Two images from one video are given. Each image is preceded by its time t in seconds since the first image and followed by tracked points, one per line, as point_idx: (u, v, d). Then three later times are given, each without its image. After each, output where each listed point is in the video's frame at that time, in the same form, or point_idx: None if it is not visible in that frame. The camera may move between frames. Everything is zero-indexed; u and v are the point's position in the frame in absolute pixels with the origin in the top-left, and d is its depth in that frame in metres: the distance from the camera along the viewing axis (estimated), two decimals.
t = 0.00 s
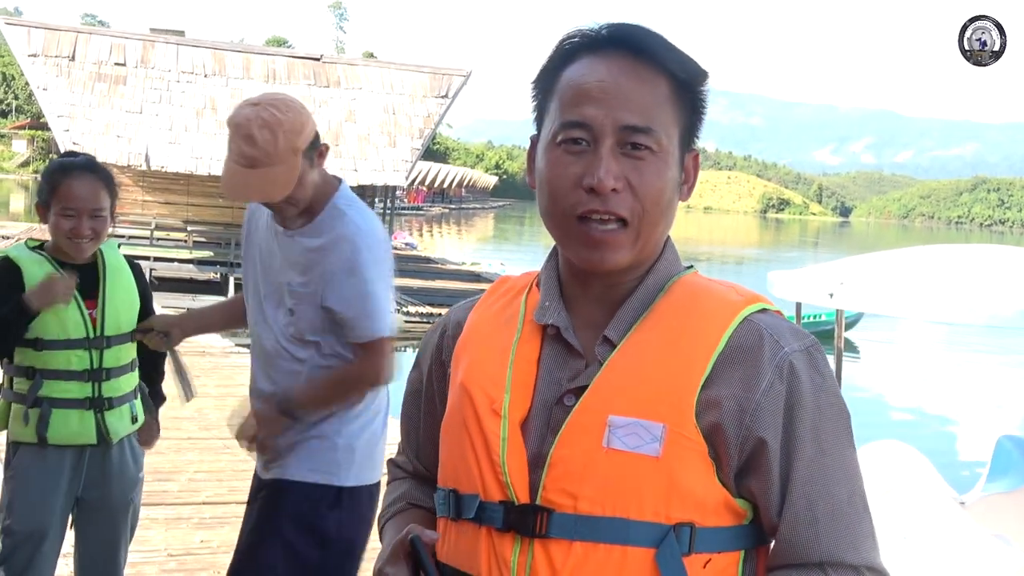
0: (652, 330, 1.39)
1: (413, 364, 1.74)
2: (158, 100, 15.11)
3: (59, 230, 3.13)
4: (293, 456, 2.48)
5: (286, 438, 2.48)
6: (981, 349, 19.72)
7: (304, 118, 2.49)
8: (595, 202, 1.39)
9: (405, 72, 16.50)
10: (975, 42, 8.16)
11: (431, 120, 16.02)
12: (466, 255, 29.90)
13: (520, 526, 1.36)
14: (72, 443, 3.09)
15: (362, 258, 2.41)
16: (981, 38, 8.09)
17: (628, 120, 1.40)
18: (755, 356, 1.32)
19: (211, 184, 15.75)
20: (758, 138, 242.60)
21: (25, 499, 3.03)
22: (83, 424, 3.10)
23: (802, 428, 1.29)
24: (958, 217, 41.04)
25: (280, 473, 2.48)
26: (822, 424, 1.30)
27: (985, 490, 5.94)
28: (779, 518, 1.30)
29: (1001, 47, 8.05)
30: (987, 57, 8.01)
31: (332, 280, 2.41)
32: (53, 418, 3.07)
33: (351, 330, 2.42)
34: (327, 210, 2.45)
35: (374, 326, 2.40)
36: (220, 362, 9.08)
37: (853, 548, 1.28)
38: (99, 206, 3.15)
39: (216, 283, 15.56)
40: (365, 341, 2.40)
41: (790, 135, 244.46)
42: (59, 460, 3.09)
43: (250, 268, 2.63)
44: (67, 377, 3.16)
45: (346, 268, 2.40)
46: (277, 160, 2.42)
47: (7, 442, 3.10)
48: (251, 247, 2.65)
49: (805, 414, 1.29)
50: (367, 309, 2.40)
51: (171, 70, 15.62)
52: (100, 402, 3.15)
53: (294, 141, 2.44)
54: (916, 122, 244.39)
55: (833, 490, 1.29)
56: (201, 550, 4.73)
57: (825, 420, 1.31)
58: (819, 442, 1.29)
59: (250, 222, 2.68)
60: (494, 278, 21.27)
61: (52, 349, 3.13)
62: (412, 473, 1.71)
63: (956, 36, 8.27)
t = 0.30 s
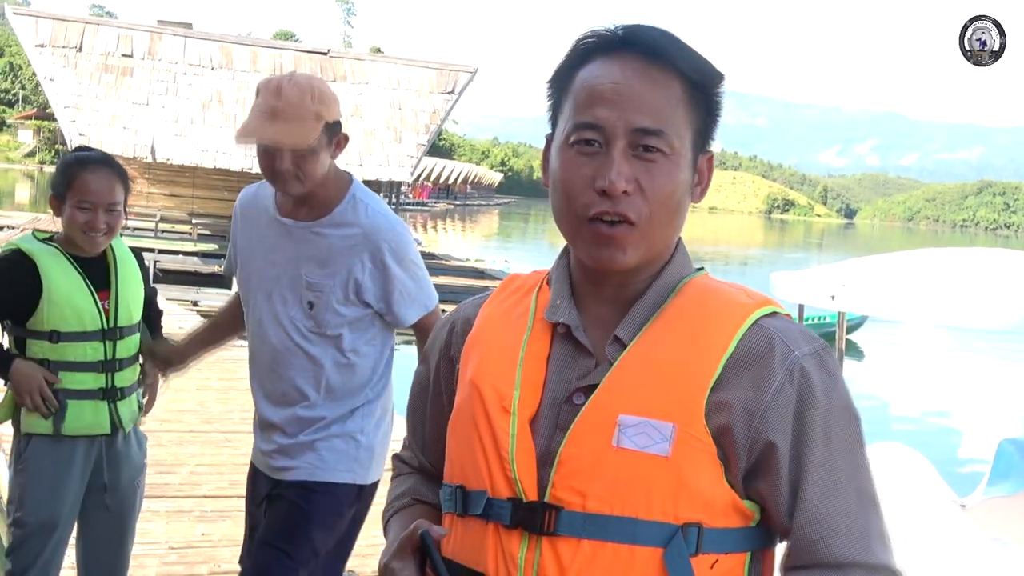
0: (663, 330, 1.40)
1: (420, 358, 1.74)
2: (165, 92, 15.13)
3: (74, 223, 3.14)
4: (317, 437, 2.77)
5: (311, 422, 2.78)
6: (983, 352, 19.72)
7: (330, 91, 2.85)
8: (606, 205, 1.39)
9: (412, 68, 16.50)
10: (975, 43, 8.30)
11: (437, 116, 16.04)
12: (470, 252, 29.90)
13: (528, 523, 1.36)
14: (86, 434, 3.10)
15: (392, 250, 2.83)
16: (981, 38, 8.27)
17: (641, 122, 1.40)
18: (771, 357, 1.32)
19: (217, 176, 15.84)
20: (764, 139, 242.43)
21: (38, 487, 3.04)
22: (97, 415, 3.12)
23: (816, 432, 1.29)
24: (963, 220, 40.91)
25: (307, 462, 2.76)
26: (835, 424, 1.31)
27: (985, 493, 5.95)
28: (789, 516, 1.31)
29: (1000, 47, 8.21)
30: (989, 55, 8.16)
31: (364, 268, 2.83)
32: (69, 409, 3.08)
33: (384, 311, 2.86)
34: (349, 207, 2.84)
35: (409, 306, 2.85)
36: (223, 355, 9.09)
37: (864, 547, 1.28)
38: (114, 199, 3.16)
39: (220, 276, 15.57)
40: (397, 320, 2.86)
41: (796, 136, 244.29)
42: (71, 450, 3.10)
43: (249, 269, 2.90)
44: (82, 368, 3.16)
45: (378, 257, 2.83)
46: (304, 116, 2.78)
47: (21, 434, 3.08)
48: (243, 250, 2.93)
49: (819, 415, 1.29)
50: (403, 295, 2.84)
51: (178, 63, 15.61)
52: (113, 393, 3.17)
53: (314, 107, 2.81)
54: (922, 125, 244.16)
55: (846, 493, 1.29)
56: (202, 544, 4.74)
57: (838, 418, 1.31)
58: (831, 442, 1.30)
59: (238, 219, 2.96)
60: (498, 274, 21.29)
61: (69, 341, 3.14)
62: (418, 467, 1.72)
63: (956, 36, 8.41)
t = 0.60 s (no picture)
0: (686, 334, 1.40)
1: (442, 358, 1.74)
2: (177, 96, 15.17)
3: (87, 226, 3.14)
4: (304, 451, 2.65)
5: (301, 436, 2.65)
6: (997, 355, 19.68)
7: (351, 80, 2.88)
8: (630, 211, 1.39)
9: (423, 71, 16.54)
10: (975, 42, 8.83)
11: (449, 119, 16.07)
12: (481, 254, 29.95)
13: (547, 526, 1.36)
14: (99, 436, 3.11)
15: (383, 248, 2.67)
16: (982, 39, 8.74)
17: (667, 128, 1.40)
18: (797, 366, 1.31)
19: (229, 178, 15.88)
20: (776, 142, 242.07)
21: (50, 489, 3.05)
22: (110, 418, 3.12)
23: (843, 439, 1.28)
24: (975, 222, 40.89)
25: (303, 483, 2.64)
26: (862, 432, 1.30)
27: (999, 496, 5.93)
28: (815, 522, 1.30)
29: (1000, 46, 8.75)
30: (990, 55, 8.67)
31: (351, 268, 2.67)
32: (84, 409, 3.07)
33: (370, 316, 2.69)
34: (347, 205, 2.72)
35: (397, 309, 2.68)
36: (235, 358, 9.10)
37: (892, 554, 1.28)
38: (128, 202, 3.17)
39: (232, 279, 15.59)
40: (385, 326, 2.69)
41: (808, 139, 243.93)
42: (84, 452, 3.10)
43: (253, 274, 2.81)
44: (95, 370, 3.18)
45: (365, 256, 2.67)
46: (318, 88, 2.80)
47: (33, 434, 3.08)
48: (249, 256, 2.85)
49: (847, 423, 1.29)
50: (393, 295, 2.68)
51: (191, 66, 15.63)
52: (125, 396, 3.18)
53: (331, 88, 2.83)
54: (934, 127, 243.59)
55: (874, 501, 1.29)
56: (215, 546, 4.74)
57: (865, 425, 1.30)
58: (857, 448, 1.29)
59: (249, 226, 2.89)
60: (511, 277, 21.29)
61: (83, 344, 3.15)
62: (438, 466, 1.70)
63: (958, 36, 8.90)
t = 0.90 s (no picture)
0: (700, 340, 1.39)
1: (454, 360, 1.73)
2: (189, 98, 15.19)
3: (82, 222, 3.18)
4: (336, 487, 2.41)
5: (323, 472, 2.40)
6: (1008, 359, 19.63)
7: (400, 74, 2.54)
8: (645, 214, 1.38)
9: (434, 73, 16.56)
10: (975, 42, 8.98)
11: (459, 121, 16.12)
12: (491, 258, 29.93)
13: (561, 532, 1.35)
14: (94, 436, 3.10)
15: (435, 274, 2.39)
16: (981, 38, 8.90)
17: (683, 131, 1.39)
18: (816, 373, 1.30)
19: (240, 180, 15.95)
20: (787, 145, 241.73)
21: (45, 492, 3.05)
22: (104, 419, 3.12)
23: (859, 445, 1.27)
24: (987, 226, 40.76)
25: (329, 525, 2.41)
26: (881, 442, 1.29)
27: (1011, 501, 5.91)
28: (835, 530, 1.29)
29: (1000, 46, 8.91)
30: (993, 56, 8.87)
31: (397, 289, 2.39)
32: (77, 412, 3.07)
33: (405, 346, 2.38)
34: (392, 218, 2.42)
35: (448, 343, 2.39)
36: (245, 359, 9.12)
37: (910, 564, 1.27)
38: (121, 199, 3.20)
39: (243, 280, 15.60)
40: (417, 359, 2.37)
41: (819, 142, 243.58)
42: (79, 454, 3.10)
43: (263, 279, 2.48)
44: (91, 371, 3.19)
45: (413, 279, 2.39)
46: (363, 78, 2.47)
47: (29, 433, 3.10)
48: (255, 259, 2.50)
49: (865, 430, 1.27)
50: (443, 327, 2.38)
51: (203, 68, 15.64)
52: (119, 396, 3.18)
53: (377, 79, 2.50)
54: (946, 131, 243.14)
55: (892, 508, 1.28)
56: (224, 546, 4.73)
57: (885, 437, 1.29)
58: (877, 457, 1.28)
59: (255, 222, 2.54)
60: (522, 280, 21.29)
61: (75, 343, 3.16)
62: (449, 469, 1.70)
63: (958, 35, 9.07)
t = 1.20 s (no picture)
0: (710, 341, 1.39)
1: (460, 360, 1.72)
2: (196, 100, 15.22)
3: (57, 226, 3.26)
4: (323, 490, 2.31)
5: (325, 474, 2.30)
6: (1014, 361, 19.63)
7: (391, 59, 2.35)
8: (651, 223, 1.38)
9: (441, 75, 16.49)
10: (975, 42, 9.02)
11: (466, 123, 16.18)
12: (497, 260, 29.97)
13: (568, 533, 1.36)
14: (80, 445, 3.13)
15: (428, 268, 2.28)
16: (981, 39, 8.94)
17: (686, 138, 1.39)
18: (825, 374, 1.30)
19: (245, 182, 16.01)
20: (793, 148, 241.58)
21: (34, 501, 3.11)
22: (88, 427, 3.14)
23: (870, 445, 1.27)
24: (993, 229, 40.73)
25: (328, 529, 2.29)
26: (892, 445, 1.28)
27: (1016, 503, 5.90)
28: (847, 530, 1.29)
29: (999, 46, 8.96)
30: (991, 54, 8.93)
31: (393, 287, 2.27)
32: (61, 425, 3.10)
33: (394, 345, 2.25)
34: (383, 212, 2.29)
35: (440, 343, 2.28)
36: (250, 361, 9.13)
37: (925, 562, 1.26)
38: (96, 203, 3.28)
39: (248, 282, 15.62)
40: (405, 362, 2.24)
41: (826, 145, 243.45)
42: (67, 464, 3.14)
43: (246, 281, 2.31)
44: (74, 379, 3.21)
45: (406, 274, 2.27)
46: (352, 66, 2.29)
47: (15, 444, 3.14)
48: (234, 259, 2.33)
49: (874, 430, 1.27)
50: (437, 324, 2.27)
51: (210, 70, 15.65)
52: (104, 404, 3.22)
53: (366, 65, 2.31)
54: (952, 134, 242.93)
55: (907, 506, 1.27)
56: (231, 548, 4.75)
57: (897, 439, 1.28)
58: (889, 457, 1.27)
59: (233, 216, 2.35)
60: (528, 282, 21.30)
61: (56, 352, 3.19)
62: (455, 469, 1.70)
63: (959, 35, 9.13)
